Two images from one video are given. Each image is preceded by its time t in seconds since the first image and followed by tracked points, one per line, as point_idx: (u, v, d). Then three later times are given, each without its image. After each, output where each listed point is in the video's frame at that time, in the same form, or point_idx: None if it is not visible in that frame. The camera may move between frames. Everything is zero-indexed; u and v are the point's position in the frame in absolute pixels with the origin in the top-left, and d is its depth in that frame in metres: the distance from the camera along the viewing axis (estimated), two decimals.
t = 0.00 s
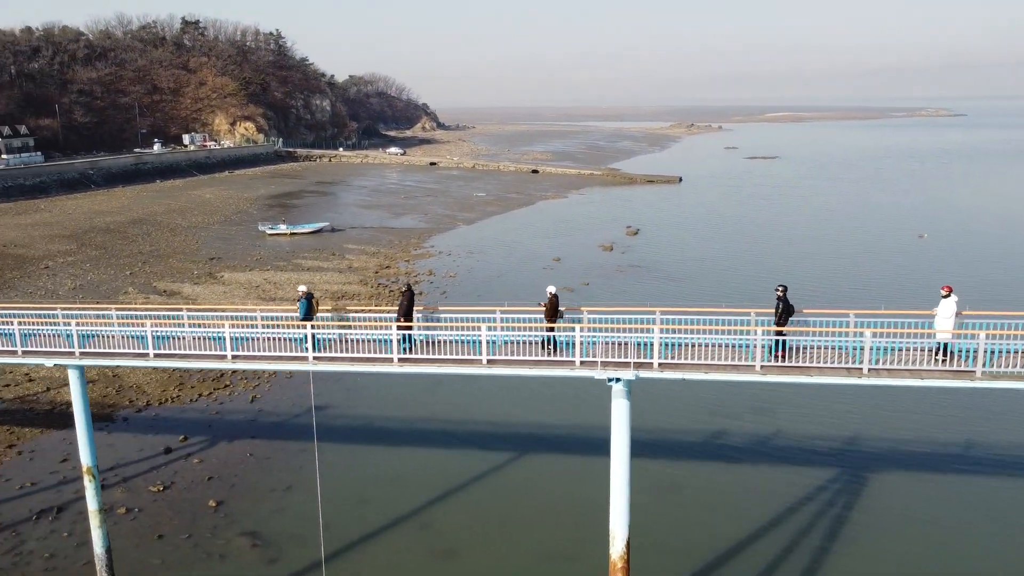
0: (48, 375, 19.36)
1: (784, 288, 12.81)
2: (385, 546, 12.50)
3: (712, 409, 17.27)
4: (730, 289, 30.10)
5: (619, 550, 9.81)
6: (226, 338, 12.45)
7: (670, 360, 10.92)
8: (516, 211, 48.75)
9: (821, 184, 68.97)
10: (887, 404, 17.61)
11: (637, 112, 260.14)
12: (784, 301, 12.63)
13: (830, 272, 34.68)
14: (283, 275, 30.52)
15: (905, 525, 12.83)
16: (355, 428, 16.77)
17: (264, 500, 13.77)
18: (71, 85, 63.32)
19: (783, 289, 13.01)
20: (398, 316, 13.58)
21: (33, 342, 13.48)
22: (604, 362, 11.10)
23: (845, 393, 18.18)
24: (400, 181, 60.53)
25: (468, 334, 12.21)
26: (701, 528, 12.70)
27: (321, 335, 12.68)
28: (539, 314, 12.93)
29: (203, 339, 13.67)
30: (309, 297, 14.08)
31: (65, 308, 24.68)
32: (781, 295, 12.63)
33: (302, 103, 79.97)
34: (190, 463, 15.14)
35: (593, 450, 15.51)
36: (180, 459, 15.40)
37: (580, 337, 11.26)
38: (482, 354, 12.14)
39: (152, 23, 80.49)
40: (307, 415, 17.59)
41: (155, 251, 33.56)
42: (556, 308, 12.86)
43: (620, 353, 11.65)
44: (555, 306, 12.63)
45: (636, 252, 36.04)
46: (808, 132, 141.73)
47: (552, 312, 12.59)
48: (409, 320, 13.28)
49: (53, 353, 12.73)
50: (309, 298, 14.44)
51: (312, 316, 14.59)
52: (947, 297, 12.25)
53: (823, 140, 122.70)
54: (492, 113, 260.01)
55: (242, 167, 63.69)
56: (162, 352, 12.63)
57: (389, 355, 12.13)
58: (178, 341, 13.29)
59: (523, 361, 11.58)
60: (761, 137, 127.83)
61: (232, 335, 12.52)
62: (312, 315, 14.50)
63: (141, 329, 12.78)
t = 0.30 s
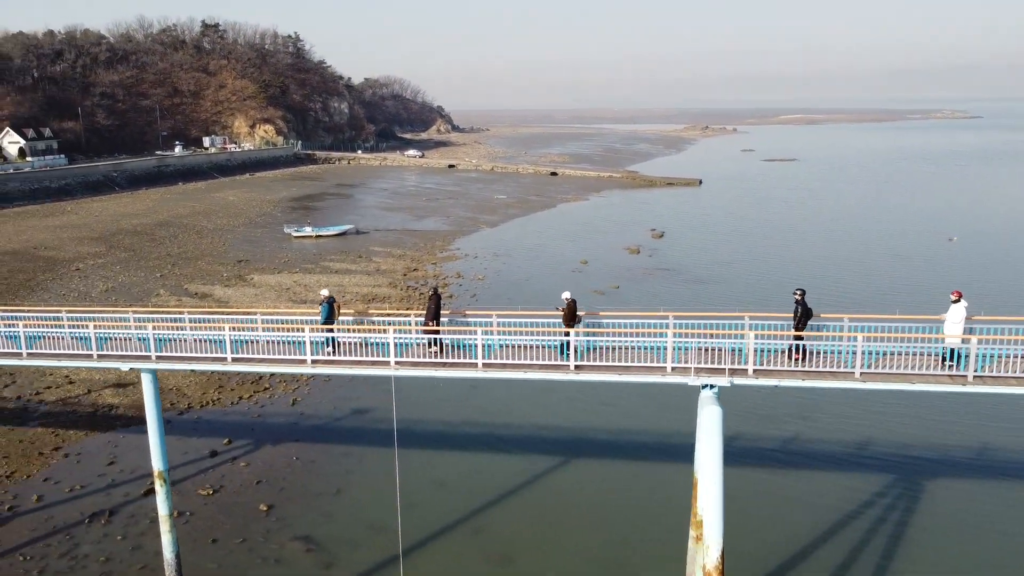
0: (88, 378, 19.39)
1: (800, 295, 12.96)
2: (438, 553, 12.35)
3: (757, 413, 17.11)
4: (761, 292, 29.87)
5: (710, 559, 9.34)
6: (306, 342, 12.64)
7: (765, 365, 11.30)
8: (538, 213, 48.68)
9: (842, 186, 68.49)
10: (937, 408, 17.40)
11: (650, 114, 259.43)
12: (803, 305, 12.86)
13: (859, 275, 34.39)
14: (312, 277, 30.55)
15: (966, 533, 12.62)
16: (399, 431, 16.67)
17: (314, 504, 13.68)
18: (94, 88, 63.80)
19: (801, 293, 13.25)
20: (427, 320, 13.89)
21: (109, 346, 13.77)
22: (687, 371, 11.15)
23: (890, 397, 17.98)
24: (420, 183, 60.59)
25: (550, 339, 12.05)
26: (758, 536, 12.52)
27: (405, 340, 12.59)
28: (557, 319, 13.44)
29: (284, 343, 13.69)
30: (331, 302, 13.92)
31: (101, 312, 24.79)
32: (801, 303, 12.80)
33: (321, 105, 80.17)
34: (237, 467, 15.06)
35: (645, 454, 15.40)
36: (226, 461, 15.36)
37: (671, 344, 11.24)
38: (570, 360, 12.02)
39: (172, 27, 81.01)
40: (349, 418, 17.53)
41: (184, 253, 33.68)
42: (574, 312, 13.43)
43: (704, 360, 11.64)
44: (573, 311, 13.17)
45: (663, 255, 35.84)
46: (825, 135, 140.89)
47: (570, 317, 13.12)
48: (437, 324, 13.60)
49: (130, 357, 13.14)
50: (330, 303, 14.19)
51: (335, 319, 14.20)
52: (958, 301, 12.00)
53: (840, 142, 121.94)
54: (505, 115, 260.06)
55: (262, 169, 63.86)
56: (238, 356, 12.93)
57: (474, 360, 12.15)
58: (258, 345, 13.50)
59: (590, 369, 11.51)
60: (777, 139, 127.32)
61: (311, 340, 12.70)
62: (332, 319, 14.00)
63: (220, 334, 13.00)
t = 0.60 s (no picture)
0: (125, 381, 19.40)
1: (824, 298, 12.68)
2: (492, 562, 12.21)
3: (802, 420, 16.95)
4: (790, 296, 29.67)
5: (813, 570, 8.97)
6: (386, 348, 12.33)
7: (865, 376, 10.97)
8: (558, 216, 48.56)
9: (860, 190, 68.08)
10: (983, 415, 17.20)
11: (660, 117, 259.15)
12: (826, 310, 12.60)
13: (887, 278, 34.09)
14: (339, 280, 30.52)
15: None
16: (442, 437, 16.56)
17: (363, 510, 13.58)
18: (113, 91, 64.16)
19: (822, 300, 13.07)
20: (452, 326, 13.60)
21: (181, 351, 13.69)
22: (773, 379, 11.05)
23: (935, 404, 17.77)
24: (438, 186, 60.57)
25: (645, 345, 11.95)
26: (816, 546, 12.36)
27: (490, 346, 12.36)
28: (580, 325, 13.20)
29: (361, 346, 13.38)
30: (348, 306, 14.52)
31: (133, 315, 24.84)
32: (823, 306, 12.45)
33: (336, 108, 80.32)
34: (282, 473, 14.97)
35: (693, 462, 15.28)
36: (270, 466, 15.29)
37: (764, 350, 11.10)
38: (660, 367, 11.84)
39: (190, 30, 81.40)
40: (389, 422, 17.44)
41: (210, 256, 33.72)
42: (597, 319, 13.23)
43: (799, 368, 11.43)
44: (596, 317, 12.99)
45: (688, 259, 35.68)
46: (839, 137, 140.34)
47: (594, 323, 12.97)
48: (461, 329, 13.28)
49: (204, 362, 12.87)
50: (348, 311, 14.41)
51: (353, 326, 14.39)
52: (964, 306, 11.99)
53: (855, 144, 121.45)
54: (515, 118, 260.11)
55: (280, 172, 63.96)
56: (315, 362, 12.69)
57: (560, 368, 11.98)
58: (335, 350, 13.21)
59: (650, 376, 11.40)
60: (791, 142, 126.88)
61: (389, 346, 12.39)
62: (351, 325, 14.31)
63: (296, 340, 12.74)
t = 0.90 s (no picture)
0: (163, 383, 19.36)
1: (850, 306, 12.42)
2: (546, 570, 12.10)
3: (848, 427, 16.71)
4: (821, 300, 29.40)
5: None
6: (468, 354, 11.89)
7: (966, 386, 10.50)
8: (579, 219, 48.38)
9: (879, 193, 67.59)
10: None
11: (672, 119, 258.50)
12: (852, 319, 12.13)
13: (918, 282, 33.70)
14: (366, 283, 30.44)
15: None
16: (484, 440, 16.43)
17: (412, 515, 13.47)
18: (132, 93, 64.48)
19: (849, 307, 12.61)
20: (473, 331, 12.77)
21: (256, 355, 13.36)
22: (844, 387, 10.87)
23: (983, 411, 17.47)
24: (456, 188, 60.47)
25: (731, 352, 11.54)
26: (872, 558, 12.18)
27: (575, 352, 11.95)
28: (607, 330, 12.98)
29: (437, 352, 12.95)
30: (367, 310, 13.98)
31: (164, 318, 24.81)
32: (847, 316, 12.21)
33: (352, 110, 80.42)
34: (327, 477, 14.89)
35: (740, 467, 15.12)
36: (314, 470, 15.19)
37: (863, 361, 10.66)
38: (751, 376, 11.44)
39: (208, 32, 81.85)
40: (429, 426, 17.30)
41: (235, 258, 33.71)
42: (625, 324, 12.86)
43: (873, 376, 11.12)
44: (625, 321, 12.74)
45: (714, 262, 35.43)
46: (854, 139, 139.59)
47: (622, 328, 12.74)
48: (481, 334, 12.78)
49: (277, 367, 12.45)
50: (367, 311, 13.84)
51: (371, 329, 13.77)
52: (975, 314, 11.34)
53: (871, 147, 120.69)
54: (527, 120, 260.16)
55: (298, 174, 64.06)
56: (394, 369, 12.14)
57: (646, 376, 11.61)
58: (412, 355, 12.73)
59: (711, 384, 11.25)
60: (807, 144, 126.23)
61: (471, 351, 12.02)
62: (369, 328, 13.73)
63: (374, 344, 12.27)
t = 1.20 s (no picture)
0: (192, 388, 19.24)
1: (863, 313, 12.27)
2: None
3: (888, 433, 16.53)
4: (844, 304, 29.21)
5: None
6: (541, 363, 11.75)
7: None
8: (593, 221, 48.24)
9: (891, 195, 67.29)
10: None
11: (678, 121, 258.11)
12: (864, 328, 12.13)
13: (940, 285, 33.47)
14: (386, 286, 30.33)
15: None
16: (520, 446, 16.27)
17: (455, 522, 13.36)
18: (144, 95, 64.53)
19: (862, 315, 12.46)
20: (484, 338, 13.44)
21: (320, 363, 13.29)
22: (898, 396, 10.75)
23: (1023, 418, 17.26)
24: (469, 190, 60.33)
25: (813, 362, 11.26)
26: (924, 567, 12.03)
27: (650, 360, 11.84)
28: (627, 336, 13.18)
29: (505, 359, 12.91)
30: (380, 316, 13.58)
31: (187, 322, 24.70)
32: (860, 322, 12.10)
33: (363, 112, 80.36)
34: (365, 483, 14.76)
35: (782, 473, 14.99)
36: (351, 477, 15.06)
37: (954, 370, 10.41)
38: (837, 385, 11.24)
39: (219, 34, 81.98)
40: (463, 432, 17.18)
41: (254, 261, 33.62)
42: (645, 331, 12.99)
43: (899, 387, 11.13)
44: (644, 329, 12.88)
45: (735, 265, 35.24)
46: (862, 141, 139.12)
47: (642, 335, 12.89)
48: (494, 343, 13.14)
49: (342, 375, 12.39)
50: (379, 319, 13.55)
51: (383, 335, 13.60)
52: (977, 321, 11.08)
53: (881, 149, 120.22)
54: (532, 122, 260.04)
55: (310, 176, 64.02)
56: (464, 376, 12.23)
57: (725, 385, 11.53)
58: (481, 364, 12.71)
59: (763, 393, 11.14)
60: (815, 146, 125.85)
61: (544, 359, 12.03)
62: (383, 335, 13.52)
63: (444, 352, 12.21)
